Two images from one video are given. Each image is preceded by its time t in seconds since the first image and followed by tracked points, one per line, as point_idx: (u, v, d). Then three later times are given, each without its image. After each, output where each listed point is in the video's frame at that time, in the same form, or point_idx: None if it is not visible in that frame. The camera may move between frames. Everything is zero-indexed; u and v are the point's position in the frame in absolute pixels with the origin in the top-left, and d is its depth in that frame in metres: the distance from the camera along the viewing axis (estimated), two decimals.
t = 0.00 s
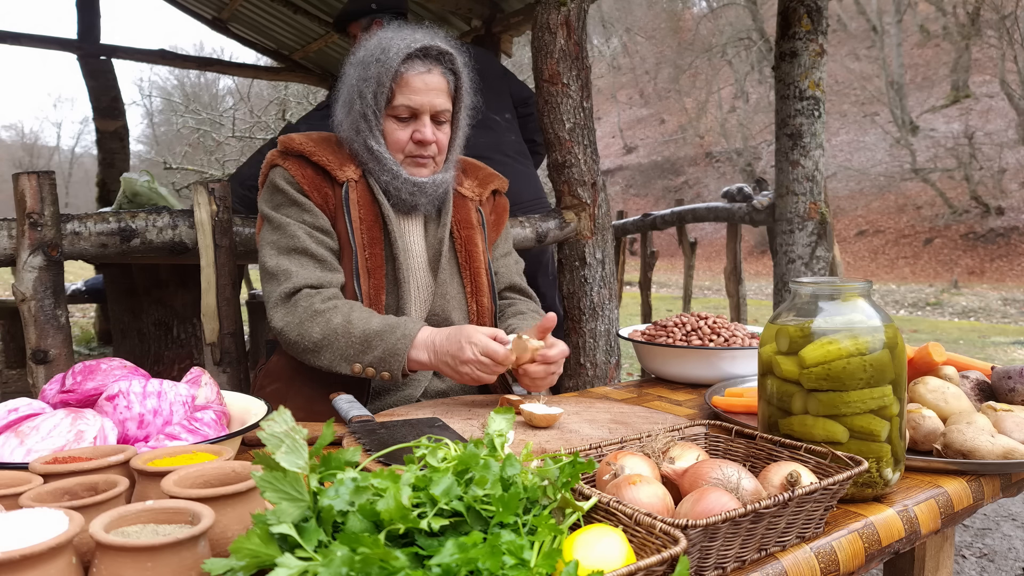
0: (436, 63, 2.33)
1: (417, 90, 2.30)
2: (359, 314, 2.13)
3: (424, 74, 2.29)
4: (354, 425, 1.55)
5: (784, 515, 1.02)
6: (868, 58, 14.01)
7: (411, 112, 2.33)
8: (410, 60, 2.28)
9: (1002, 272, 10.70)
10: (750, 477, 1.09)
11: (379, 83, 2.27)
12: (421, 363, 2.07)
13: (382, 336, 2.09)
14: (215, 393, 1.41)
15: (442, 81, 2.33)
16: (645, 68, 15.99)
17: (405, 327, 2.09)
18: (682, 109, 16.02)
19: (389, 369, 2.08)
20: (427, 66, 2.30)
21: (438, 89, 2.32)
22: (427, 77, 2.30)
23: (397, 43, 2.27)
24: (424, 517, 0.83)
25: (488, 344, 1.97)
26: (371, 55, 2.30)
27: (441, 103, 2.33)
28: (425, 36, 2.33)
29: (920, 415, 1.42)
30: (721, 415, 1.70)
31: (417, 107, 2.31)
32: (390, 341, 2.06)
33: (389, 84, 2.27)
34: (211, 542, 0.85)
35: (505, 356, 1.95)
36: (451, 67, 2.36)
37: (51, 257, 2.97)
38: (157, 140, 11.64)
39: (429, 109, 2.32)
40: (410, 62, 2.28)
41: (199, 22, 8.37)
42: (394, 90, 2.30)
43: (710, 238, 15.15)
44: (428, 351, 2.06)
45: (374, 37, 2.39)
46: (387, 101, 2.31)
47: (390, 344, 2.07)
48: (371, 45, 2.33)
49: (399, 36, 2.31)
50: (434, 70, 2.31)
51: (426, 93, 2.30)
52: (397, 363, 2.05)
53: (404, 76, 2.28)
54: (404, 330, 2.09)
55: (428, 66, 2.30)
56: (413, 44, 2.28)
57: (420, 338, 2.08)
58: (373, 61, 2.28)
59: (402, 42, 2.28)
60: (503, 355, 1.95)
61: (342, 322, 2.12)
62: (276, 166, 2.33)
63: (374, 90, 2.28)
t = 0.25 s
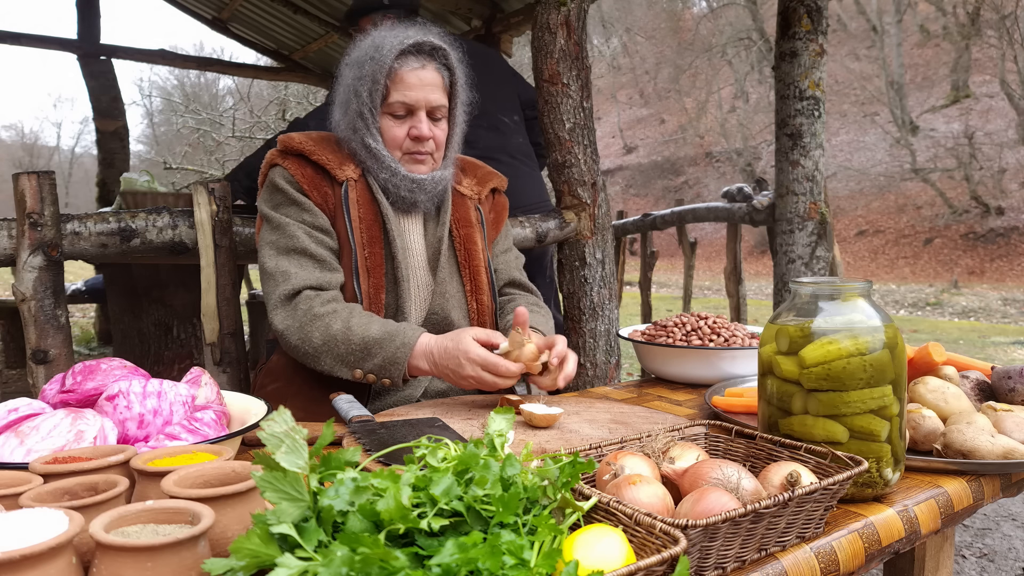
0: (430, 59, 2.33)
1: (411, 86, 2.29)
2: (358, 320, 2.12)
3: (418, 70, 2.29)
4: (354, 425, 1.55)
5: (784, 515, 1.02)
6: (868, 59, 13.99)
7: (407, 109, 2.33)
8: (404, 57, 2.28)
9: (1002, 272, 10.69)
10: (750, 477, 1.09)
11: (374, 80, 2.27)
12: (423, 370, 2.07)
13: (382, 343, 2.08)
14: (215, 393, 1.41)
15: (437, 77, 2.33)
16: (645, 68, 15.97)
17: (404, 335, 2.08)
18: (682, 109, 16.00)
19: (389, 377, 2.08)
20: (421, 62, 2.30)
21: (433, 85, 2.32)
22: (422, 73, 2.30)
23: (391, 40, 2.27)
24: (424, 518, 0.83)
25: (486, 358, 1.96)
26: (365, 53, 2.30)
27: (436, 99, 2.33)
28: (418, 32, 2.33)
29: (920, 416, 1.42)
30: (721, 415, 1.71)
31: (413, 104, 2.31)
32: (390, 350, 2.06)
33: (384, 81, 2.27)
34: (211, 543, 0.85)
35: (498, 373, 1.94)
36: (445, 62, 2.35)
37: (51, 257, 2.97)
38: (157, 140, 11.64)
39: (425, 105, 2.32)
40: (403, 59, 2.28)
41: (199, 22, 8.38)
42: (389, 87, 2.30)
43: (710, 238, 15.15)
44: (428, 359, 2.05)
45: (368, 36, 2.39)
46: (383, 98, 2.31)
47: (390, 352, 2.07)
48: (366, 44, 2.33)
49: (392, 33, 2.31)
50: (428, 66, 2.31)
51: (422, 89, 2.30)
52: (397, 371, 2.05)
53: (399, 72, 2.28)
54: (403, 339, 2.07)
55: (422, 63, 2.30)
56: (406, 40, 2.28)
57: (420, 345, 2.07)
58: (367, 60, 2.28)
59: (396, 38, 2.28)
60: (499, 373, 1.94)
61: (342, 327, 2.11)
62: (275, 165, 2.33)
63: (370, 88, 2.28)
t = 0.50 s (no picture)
0: (425, 58, 2.33)
1: (407, 86, 2.29)
2: (362, 316, 2.13)
3: (414, 70, 2.29)
4: (354, 425, 1.55)
5: (785, 515, 1.02)
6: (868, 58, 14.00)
7: (404, 108, 2.33)
8: (400, 57, 2.29)
9: (1002, 272, 10.69)
10: (750, 477, 1.09)
11: (370, 80, 2.27)
12: (426, 366, 2.06)
13: (387, 339, 2.09)
14: (215, 393, 1.41)
15: (433, 76, 2.33)
16: (645, 69, 15.96)
17: (410, 330, 2.10)
18: (682, 109, 15.99)
19: (393, 372, 2.08)
20: (417, 62, 2.30)
21: (429, 84, 2.32)
22: (418, 73, 2.30)
23: (386, 40, 2.27)
24: (424, 517, 0.83)
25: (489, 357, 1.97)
26: (361, 54, 2.30)
27: (433, 98, 2.33)
28: (413, 32, 2.33)
29: (920, 416, 1.42)
30: (721, 415, 1.71)
31: (409, 103, 2.30)
32: (395, 345, 2.07)
33: (380, 82, 2.27)
34: (211, 543, 0.85)
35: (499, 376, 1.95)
36: (440, 61, 2.35)
37: (51, 257, 2.97)
38: (157, 140, 11.64)
39: (421, 105, 2.32)
40: (399, 58, 2.28)
41: (200, 22, 8.38)
42: (385, 87, 2.30)
43: (710, 238, 15.15)
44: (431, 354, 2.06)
45: (364, 36, 2.39)
46: (380, 99, 2.31)
47: (395, 348, 2.07)
48: (361, 45, 2.33)
49: (388, 33, 2.31)
50: (424, 65, 2.31)
51: (418, 89, 2.30)
52: (402, 366, 2.05)
53: (394, 72, 2.28)
54: (409, 335, 2.09)
55: (417, 62, 2.31)
56: (401, 40, 2.28)
57: (425, 342, 2.08)
58: (363, 60, 2.28)
59: (391, 39, 2.28)
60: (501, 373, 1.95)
61: (346, 324, 2.12)
62: (274, 166, 2.33)
63: (366, 89, 2.28)
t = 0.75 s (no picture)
0: (422, 58, 2.33)
1: (405, 86, 2.30)
2: (366, 315, 2.13)
3: (411, 70, 2.30)
4: (353, 425, 1.55)
5: (784, 515, 1.02)
6: (868, 58, 13.96)
7: (401, 109, 2.33)
8: (396, 57, 2.29)
9: (1002, 272, 10.68)
10: (750, 477, 1.09)
11: (367, 81, 2.27)
12: (427, 365, 2.07)
13: (389, 338, 2.10)
14: (215, 393, 1.41)
15: (430, 76, 2.34)
16: (645, 69, 15.96)
17: (412, 330, 2.10)
18: (682, 109, 15.97)
19: (394, 371, 2.09)
20: (414, 62, 2.30)
21: (426, 84, 2.32)
22: (415, 73, 2.30)
23: (382, 41, 2.27)
24: (424, 517, 0.83)
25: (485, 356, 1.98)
26: (358, 54, 2.30)
27: (430, 99, 2.33)
28: (410, 32, 2.33)
29: (920, 415, 1.42)
30: (721, 415, 1.71)
31: (407, 103, 2.30)
32: (398, 344, 2.08)
33: (377, 82, 2.27)
34: (211, 543, 0.85)
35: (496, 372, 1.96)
36: (437, 61, 2.36)
37: (50, 257, 2.97)
38: (157, 140, 11.66)
39: (419, 105, 2.32)
40: (396, 58, 2.29)
41: (200, 22, 8.39)
42: (383, 87, 2.30)
43: (710, 238, 15.15)
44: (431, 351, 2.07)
45: (361, 37, 2.39)
46: (377, 99, 2.31)
47: (397, 346, 2.08)
48: (358, 45, 2.32)
49: (385, 34, 2.31)
50: (421, 65, 2.31)
51: (415, 89, 2.30)
52: (404, 365, 2.06)
53: (391, 73, 2.28)
54: (410, 334, 2.10)
55: (414, 62, 2.31)
56: (397, 40, 2.28)
57: (427, 341, 2.09)
58: (359, 61, 2.28)
59: (387, 39, 2.28)
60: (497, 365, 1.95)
61: (349, 322, 2.12)
62: (274, 166, 2.34)
63: (363, 89, 2.28)
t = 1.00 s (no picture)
0: (422, 58, 2.33)
1: (405, 86, 2.29)
2: (361, 317, 2.13)
3: (411, 71, 2.30)
4: (353, 425, 1.55)
5: (784, 514, 1.02)
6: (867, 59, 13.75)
7: (401, 109, 2.33)
8: (396, 57, 2.29)
9: (1002, 272, 10.68)
10: (750, 477, 1.09)
11: (367, 81, 2.27)
12: (426, 370, 2.05)
13: (385, 341, 2.08)
14: (215, 393, 1.41)
15: (430, 76, 2.33)
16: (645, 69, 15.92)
17: (407, 332, 2.08)
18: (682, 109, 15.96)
19: (392, 375, 2.08)
20: (414, 62, 2.30)
21: (427, 84, 2.32)
22: (415, 73, 2.30)
23: (382, 41, 2.27)
24: (424, 517, 0.83)
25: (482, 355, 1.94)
26: (358, 55, 2.30)
27: (430, 99, 2.33)
28: (410, 32, 2.33)
29: (920, 415, 1.42)
30: (721, 415, 1.71)
31: (407, 104, 2.30)
32: (392, 348, 2.06)
33: (377, 82, 2.27)
34: (211, 542, 0.85)
35: (497, 375, 1.96)
36: (437, 61, 2.36)
37: (51, 257, 2.97)
38: (157, 140, 11.66)
39: (419, 105, 2.32)
40: (396, 59, 2.29)
41: (200, 22, 8.39)
42: (383, 88, 2.30)
43: (710, 238, 15.14)
44: (426, 356, 2.05)
45: (361, 37, 2.39)
46: (377, 100, 2.31)
47: (393, 350, 2.06)
48: (358, 45, 2.32)
49: (384, 34, 2.31)
50: (421, 65, 2.31)
51: (415, 89, 2.30)
52: (400, 368, 2.05)
53: (391, 73, 2.28)
54: (408, 337, 2.08)
55: (414, 63, 2.31)
56: (397, 41, 2.28)
57: (423, 344, 2.07)
58: (360, 61, 2.28)
59: (387, 39, 2.28)
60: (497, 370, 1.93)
61: (345, 325, 2.12)
62: (274, 166, 2.34)
63: (363, 90, 2.28)
